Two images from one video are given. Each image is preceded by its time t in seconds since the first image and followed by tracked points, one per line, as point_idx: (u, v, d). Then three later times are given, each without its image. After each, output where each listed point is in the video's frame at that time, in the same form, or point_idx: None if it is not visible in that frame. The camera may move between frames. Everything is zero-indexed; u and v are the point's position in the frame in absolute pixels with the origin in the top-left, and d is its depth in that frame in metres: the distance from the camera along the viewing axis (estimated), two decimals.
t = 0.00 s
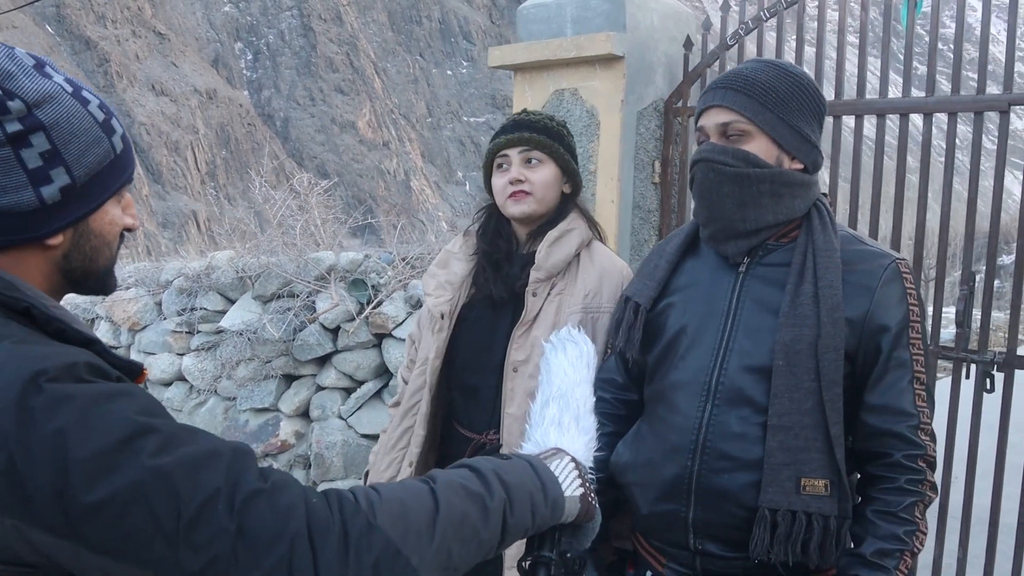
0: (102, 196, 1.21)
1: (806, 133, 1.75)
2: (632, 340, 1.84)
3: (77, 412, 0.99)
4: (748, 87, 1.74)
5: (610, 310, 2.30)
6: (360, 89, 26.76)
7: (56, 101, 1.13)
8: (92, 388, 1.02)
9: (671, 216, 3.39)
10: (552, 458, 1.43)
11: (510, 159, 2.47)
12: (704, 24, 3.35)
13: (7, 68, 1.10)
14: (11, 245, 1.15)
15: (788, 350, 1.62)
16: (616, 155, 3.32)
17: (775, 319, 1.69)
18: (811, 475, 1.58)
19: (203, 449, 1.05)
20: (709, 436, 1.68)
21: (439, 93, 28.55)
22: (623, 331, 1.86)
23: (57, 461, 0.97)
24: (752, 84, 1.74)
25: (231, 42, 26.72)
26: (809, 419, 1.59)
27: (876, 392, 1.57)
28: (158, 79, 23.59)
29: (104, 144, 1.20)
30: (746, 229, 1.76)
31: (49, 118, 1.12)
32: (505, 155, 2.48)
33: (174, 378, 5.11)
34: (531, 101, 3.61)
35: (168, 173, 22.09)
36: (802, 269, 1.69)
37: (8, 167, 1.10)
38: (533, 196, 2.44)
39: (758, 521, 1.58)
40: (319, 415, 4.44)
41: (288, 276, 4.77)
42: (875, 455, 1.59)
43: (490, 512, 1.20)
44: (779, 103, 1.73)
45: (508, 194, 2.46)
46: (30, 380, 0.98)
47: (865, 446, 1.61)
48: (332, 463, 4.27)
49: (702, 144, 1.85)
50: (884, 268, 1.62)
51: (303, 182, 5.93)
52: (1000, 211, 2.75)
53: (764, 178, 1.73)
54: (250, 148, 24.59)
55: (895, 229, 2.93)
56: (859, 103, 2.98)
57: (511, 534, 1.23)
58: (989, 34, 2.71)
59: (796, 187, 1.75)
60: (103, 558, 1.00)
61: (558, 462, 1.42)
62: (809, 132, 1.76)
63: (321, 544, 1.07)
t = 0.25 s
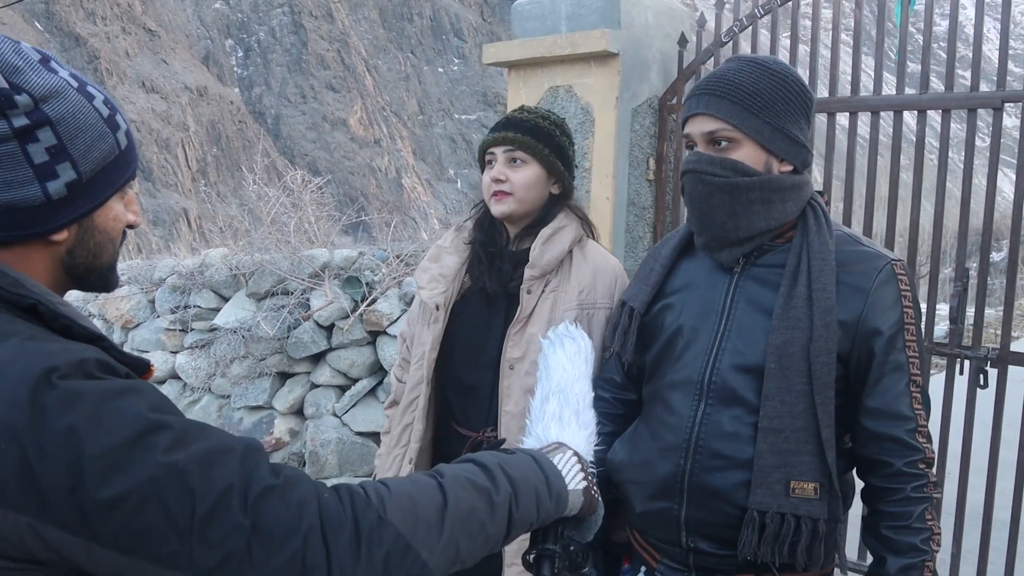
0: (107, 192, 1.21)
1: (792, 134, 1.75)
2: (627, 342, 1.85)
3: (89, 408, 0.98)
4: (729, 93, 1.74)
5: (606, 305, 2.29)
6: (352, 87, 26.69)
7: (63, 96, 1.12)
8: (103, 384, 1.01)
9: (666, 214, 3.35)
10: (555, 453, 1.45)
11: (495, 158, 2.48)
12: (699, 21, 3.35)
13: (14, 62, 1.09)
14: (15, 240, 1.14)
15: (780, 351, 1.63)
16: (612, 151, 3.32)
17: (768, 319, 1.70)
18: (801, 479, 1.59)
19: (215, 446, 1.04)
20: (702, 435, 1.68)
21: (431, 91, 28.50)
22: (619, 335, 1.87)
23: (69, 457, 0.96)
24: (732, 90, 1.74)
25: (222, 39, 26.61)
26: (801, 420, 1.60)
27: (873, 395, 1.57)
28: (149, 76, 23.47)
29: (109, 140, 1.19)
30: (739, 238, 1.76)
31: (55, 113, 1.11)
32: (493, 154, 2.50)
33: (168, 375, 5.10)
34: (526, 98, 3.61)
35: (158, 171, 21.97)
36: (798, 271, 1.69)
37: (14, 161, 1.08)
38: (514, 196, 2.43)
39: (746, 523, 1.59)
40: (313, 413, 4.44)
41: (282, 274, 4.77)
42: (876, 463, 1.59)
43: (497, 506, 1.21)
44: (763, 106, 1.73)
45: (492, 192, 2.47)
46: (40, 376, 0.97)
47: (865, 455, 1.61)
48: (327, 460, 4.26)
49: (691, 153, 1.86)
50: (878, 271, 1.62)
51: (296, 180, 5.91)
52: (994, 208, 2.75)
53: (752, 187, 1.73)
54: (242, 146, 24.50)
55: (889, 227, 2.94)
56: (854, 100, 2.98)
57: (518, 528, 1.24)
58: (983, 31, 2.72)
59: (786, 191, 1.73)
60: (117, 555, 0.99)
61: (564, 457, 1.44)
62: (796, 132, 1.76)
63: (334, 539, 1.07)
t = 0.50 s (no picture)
0: (114, 205, 1.20)
1: (784, 141, 1.75)
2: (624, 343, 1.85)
3: (89, 416, 0.98)
4: (720, 101, 1.74)
5: (596, 307, 2.32)
6: (345, 91, 26.68)
7: (75, 106, 1.12)
8: (103, 392, 1.01)
9: (660, 219, 3.39)
10: (550, 456, 1.47)
11: (488, 166, 2.46)
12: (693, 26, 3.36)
13: (28, 71, 1.09)
14: (19, 248, 1.13)
15: (776, 362, 1.63)
16: (607, 156, 3.33)
17: (764, 328, 1.70)
18: (796, 489, 1.59)
19: (215, 453, 1.04)
20: (698, 443, 1.69)
21: (425, 95, 28.53)
22: (614, 345, 1.87)
23: (69, 465, 0.96)
24: (723, 99, 1.74)
25: (214, 43, 26.57)
26: (796, 430, 1.61)
27: (872, 405, 1.58)
28: (141, 80, 23.41)
29: (117, 153, 1.19)
30: (734, 246, 1.76)
31: (66, 123, 1.11)
32: (484, 162, 2.47)
33: (161, 380, 5.08)
34: (520, 103, 3.61)
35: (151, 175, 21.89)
36: (794, 280, 1.69)
37: (20, 168, 1.08)
38: (506, 205, 2.43)
39: (742, 532, 1.60)
40: (307, 418, 4.42)
41: (277, 279, 4.74)
42: (877, 474, 1.60)
43: (495, 512, 1.22)
44: (754, 115, 1.73)
45: (482, 199, 2.46)
46: (40, 385, 0.97)
47: (865, 467, 1.62)
48: (322, 466, 4.24)
49: (683, 160, 1.86)
50: (874, 280, 1.63)
51: (290, 184, 5.90)
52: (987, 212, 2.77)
53: (746, 196, 1.74)
54: (235, 150, 24.46)
55: (883, 231, 2.96)
56: (848, 104, 2.99)
57: (514, 533, 1.25)
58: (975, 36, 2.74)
59: (780, 198, 1.74)
60: (116, 565, 0.99)
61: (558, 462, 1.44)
62: (787, 139, 1.76)
63: (334, 546, 1.06)
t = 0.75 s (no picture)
0: (112, 206, 1.21)
1: (783, 146, 1.75)
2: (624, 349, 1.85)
3: (92, 423, 0.98)
4: (718, 108, 1.74)
5: (595, 309, 2.35)
6: (348, 96, 26.76)
7: (66, 109, 1.13)
8: (106, 399, 1.01)
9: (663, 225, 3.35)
10: (555, 464, 1.47)
11: (485, 173, 2.46)
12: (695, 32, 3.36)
13: (18, 75, 1.10)
14: (17, 252, 1.14)
15: (777, 367, 1.63)
16: (609, 161, 3.33)
17: (764, 333, 1.70)
18: (798, 494, 1.59)
19: (218, 460, 1.04)
20: (700, 448, 1.69)
21: (428, 100, 28.59)
22: (615, 351, 1.88)
23: (73, 472, 0.96)
24: (721, 105, 1.74)
25: (218, 49, 26.66)
26: (799, 434, 1.60)
27: (869, 409, 1.58)
28: (145, 86, 23.48)
29: (112, 153, 1.19)
30: (734, 252, 1.77)
31: (57, 125, 1.11)
32: (480, 170, 2.47)
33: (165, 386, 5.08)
34: (523, 109, 3.62)
35: (155, 180, 21.94)
36: (794, 287, 1.69)
37: (14, 172, 1.09)
38: (510, 212, 2.45)
39: (745, 537, 1.60)
40: (311, 423, 4.42)
41: (280, 285, 4.77)
42: (872, 477, 1.60)
43: (498, 520, 1.21)
44: (752, 120, 1.73)
45: (485, 207, 2.46)
46: (44, 391, 0.97)
47: (861, 469, 1.62)
48: (325, 471, 4.24)
49: (682, 167, 1.86)
50: (873, 286, 1.63)
51: (294, 190, 5.91)
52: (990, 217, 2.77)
53: (745, 202, 1.74)
54: (239, 155, 24.52)
55: (886, 236, 2.95)
56: (851, 109, 2.99)
57: (518, 540, 1.25)
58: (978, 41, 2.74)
59: (779, 204, 1.74)
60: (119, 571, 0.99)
61: (562, 469, 1.45)
62: (786, 144, 1.76)
63: (337, 554, 1.06)
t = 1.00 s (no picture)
0: (118, 207, 1.21)
1: (777, 149, 1.71)
2: (633, 346, 1.86)
3: (96, 424, 0.98)
4: (709, 110, 1.74)
5: (597, 310, 2.35)
6: (359, 98, 26.84)
7: (73, 112, 1.13)
8: (110, 400, 1.01)
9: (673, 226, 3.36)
10: (561, 468, 1.46)
11: (477, 173, 2.46)
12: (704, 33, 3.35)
13: (23, 79, 1.10)
14: (24, 255, 1.14)
15: (778, 369, 1.62)
16: (618, 162, 3.32)
17: (765, 334, 1.69)
18: (797, 498, 1.57)
19: (222, 461, 1.04)
20: (702, 447, 1.68)
21: (439, 102, 28.64)
22: (624, 345, 1.88)
23: (76, 472, 0.96)
24: (713, 107, 1.74)
25: (230, 51, 26.81)
26: (799, 438, 1.58)
27: (871, 408, 1.56)
28: (158, 88, 23.63)
29: (118, 155, 1.19)
30: (725, 252, 1.77)
31: (65, 128, 1.11)
32: (473, 170, 2.48)
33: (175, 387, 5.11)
34: (532, 110, 3.61)
35: (167, 182, 22.07)
36: (797, 287, 1.68)
37: (24, 177, 1.09)
38: (503, 211, 2.43)
39: (742, 540, 1.58)
40: (320, 424, 4.43)
41: (290, 286, 4.78)
42: (875, 478, 1.57)
43: (503, 523, 1.21)
44: (743, 123, 1.71)
45: (478, 208, 2.45)
46: (48, 392, 0.97)
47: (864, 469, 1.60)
48: (334, 472, 4.25)
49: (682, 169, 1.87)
50: (877, 286, 1.60)
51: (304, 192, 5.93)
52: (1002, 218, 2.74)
53: (733, 204, 1.73)
54: (250, 157, 24.63)
55: (897, 237, 2.93)
56: (861, 110, 2.97)
57: (524, 543, 1.24)
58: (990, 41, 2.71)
59: (771, 206, 1.73)
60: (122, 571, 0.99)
61: (569, 473, 1.44)
62: (782, 147, 1.72)
63: (340, 555, 1.06)
